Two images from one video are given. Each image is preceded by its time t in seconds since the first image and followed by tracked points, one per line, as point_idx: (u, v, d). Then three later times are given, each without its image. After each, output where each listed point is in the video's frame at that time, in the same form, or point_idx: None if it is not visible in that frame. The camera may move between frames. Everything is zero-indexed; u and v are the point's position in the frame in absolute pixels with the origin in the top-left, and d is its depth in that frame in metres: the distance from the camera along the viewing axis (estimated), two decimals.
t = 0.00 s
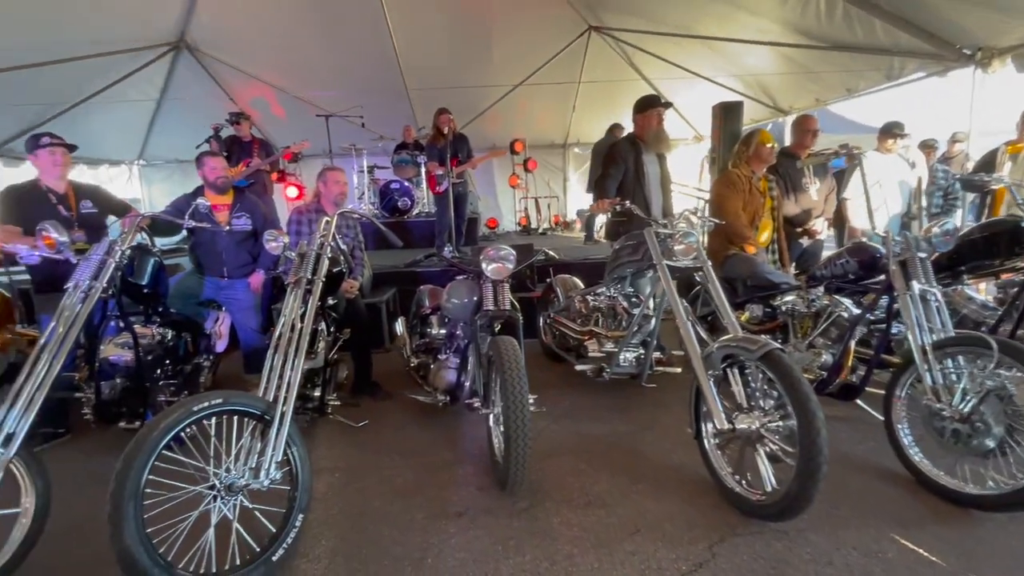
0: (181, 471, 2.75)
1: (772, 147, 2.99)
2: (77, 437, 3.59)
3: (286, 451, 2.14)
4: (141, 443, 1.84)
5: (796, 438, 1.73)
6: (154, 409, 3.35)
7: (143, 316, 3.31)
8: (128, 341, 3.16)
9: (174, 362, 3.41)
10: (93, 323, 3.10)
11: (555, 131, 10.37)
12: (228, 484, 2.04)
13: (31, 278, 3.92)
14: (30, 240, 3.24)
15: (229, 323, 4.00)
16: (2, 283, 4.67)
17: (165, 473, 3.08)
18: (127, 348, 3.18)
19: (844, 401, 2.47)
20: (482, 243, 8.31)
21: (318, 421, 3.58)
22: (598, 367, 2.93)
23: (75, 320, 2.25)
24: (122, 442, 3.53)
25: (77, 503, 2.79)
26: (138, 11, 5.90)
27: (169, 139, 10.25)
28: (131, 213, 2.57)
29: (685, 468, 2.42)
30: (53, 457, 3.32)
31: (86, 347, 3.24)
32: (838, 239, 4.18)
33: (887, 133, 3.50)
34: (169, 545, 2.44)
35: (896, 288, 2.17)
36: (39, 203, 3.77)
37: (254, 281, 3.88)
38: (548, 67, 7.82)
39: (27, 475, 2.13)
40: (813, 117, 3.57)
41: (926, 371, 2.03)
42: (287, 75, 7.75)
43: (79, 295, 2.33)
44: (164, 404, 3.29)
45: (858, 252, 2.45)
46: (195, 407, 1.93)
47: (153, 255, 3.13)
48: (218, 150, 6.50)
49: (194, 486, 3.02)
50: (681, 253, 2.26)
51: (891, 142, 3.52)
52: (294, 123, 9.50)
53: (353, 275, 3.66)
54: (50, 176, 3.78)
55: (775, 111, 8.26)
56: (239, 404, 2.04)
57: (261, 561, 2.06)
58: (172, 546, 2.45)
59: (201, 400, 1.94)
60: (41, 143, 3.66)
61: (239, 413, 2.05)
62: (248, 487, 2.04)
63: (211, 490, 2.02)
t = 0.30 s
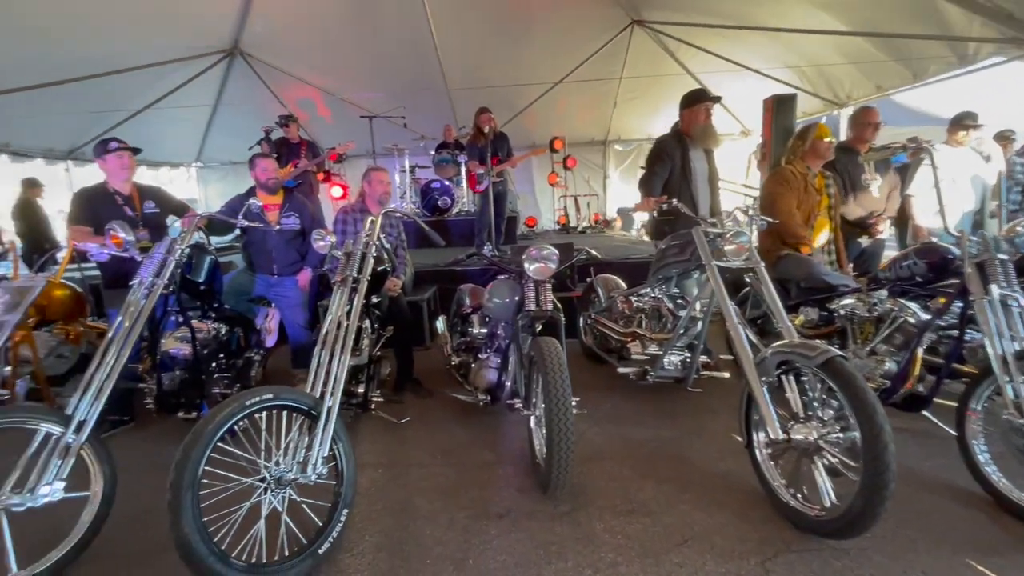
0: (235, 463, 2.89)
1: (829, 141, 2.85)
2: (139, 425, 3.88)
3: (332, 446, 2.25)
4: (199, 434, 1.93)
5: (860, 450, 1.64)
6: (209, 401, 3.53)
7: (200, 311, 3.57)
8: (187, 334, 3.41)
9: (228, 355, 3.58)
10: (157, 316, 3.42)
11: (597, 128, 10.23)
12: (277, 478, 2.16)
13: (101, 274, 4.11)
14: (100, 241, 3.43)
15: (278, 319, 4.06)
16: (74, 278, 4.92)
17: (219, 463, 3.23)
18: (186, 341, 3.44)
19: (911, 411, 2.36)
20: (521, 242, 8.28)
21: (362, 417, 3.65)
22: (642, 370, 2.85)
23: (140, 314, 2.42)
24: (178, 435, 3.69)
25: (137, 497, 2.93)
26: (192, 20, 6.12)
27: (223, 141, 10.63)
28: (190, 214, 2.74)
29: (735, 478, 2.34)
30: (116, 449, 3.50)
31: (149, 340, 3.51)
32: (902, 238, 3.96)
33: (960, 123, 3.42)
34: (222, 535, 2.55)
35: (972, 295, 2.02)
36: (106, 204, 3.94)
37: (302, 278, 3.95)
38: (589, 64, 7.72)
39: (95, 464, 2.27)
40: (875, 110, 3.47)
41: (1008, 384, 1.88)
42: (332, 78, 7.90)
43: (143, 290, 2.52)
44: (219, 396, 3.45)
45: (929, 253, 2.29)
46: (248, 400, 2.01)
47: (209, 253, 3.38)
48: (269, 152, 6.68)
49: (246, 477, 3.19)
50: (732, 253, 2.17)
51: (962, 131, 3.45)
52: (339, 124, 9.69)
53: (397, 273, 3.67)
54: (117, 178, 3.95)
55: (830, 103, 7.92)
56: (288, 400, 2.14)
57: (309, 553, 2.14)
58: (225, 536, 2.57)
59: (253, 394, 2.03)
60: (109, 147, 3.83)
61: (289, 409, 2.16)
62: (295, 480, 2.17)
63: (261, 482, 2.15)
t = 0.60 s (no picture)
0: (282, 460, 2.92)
1: (892, 136, 2.72)
2: (194, 417, 4.02)
3: (375, 445, 2.29)
4: (247, 429, 1.99)
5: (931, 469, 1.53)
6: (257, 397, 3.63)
7: (249, 309, 3.65)
8: (237, 331, 3.52)
9: (276, 352, 3.66)
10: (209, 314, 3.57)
11: (640, 126, 10.05)
12: (320, 475, 2.19)
13: (161, 274, 4.32)
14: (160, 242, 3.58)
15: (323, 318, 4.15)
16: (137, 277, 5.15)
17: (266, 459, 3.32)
18: (236, 338, 3.53)
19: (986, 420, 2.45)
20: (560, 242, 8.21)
21: (402, 416, 3.66)
22: (687, 376, 2.76)
23: (195, 312, 2.55)
24: (228, 428, 3.79)
25: (188, 487, 3.03)
26: (241, 25, 6.32)
27: (272, 145, 10.95)
28: (241, 216, 2.84)
29: (787, 494, 2.23)
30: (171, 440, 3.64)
31: (204, 336, 3.64)
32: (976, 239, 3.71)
33: None
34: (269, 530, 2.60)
35: None
36: (166, 206, 4.07)
37: (346, 278, 3.99)
38: (630, 61, 7.59)
39: (154, 455, 2.39)
40: (944, 102, 3.33)
41: None
42: (375, 80, 8.02)
43: (198, 289, 2.65)
44: (266, 392, 3.52)
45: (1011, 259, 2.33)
46: (294, 399, 2.06)
47: (259, 254, 3.48)
48: (315, 154, 6.84)
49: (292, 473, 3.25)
50: (786, 255, 2.07)
51: None
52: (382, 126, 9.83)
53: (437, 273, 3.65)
54: (175, 182, 4.09)
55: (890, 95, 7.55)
56: (331, 399, 2.17)
57: (350, 552, 2.15)
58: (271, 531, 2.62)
59: (299, 392, 2.08)
60: (167, 152, 3.96)
61: (332, 407, 2.19)
62: (338, 478, 2.20)
63: (305, 480, 2.18)
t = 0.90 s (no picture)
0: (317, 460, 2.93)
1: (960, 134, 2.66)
2: (236, 414, 4.10)
3: (407, 449, 2.26)
4: (284, 430, 1.99)
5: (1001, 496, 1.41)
6: (295, 396, 3.69)
7: (288, 309, 3.70)
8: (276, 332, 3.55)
9: (313, 352, 3.70)
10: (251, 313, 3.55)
11: (677, 125, 9.84)
12: (353, 477, 2.19)
13: (206, 273, 4.38)
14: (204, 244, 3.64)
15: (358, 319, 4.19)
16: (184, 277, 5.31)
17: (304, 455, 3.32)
18: (275, 338, 3.58)
19: None
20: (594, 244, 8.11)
21: (433, 418, 3.65)
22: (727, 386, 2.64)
23: (236, 312, 2.60)
24: (266, 425, 3.84)
25: (227, 483, 3.07)
26: (281, 32, 6.46)
27: (311, 149, 11.16)
28: (281, 218, 2.88)
29: (833, 512, 2.11)
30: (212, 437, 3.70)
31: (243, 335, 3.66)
32: None
33: None
34: (303, 528, 2.60)
35: None
36: (212, 210, 4.15)
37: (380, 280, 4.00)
38: (666, 59, 7.44)
39: (197, 450, 2.45)
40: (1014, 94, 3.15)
41: None
42: (410, 84, 8.08)
43: (239, 290, 2.69)
44: (304, 392, 3.61)
45: None
46: (328, 401, 2.06)
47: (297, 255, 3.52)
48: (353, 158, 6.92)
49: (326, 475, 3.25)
50: (835, 260, 1.93)
51: None
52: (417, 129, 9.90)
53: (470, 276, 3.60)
54: (219, 187, 4.18)
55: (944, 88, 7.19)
56: (366, 401, 2.16)
57: (381, 555, 2.14)
58: (306, 531, 2.61)
59: (333, 395, 2.07)
60: (211, 158, 4.05)
61: (366, 409, 2.18)
62: (371, 481, 2.19)
63: (339, 481, 2.18)
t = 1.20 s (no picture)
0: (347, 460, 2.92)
1: None
2: (273, 411, 4.17)
3: (436, 452, 2.25)
4: (315, 433, 1.98)
5: None
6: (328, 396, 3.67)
7: (323, 310, 3.72)
8: (311, 332, 3.58)
9: (346, 352, 3.73)
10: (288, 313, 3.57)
11: (713, 123, 9.63)
12: (383, 480, 2.17)
13: (246, 274, 4.45)
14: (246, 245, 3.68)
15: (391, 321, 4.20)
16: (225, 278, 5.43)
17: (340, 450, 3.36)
18: (309, 338, 3.57)
19: None
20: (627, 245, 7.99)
21: (463, 421, 3.62)
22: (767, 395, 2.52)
23: (274, 312, 2.63)
24: (302, 424, 3.87)
25: (263, 480, 3.10)
26: (320, 39, 6.56)
27: (346, 152, 11.33)
28: (317, 221, 2.90)
29: (883, 532, 2.00)
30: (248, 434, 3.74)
31: (280, 336, 3.70)
32: None
33: None
34: (335, 529, 2.58)
35: None
36: (253, 213, 4.22)
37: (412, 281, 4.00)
38: (702, 57, 7.27)
39: (234, 447, 2.48)
40: None
41: None
42: (444, 87, 8.10)
43: (277, 291, 2.72)
44: (337, 391, 3.59)
45: None
46: (360, 403, 2.05)
47: (332, 258, 3.59)
48: (387, 161, 6.97)
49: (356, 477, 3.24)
50: (886, 265, 1.80)
51: None
52: (450, 132, 9.93)
53: (500, 277, 3.54)
54: (260, 191, 4.24)
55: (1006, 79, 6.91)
56: (398, 404, 2.13)
57: (410, 559, 2.13)
58: (336, 531, 2.59)
59: (364, 397, 2.06)
60: (251, 161, 4.10)
61: (397, 412, 2.15)
62: (401, 484, 2.16)
63: (369, 483, 2.16)
